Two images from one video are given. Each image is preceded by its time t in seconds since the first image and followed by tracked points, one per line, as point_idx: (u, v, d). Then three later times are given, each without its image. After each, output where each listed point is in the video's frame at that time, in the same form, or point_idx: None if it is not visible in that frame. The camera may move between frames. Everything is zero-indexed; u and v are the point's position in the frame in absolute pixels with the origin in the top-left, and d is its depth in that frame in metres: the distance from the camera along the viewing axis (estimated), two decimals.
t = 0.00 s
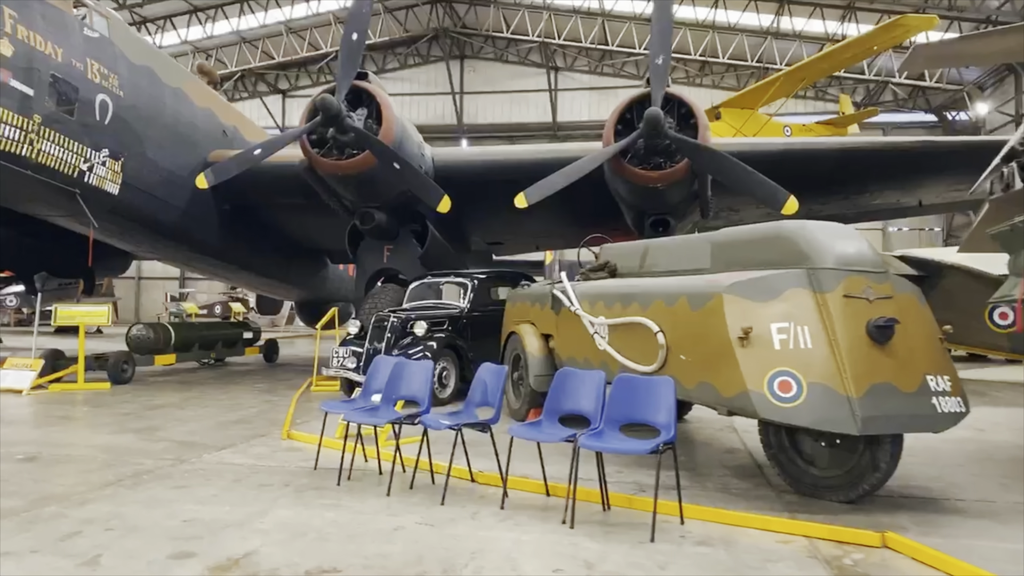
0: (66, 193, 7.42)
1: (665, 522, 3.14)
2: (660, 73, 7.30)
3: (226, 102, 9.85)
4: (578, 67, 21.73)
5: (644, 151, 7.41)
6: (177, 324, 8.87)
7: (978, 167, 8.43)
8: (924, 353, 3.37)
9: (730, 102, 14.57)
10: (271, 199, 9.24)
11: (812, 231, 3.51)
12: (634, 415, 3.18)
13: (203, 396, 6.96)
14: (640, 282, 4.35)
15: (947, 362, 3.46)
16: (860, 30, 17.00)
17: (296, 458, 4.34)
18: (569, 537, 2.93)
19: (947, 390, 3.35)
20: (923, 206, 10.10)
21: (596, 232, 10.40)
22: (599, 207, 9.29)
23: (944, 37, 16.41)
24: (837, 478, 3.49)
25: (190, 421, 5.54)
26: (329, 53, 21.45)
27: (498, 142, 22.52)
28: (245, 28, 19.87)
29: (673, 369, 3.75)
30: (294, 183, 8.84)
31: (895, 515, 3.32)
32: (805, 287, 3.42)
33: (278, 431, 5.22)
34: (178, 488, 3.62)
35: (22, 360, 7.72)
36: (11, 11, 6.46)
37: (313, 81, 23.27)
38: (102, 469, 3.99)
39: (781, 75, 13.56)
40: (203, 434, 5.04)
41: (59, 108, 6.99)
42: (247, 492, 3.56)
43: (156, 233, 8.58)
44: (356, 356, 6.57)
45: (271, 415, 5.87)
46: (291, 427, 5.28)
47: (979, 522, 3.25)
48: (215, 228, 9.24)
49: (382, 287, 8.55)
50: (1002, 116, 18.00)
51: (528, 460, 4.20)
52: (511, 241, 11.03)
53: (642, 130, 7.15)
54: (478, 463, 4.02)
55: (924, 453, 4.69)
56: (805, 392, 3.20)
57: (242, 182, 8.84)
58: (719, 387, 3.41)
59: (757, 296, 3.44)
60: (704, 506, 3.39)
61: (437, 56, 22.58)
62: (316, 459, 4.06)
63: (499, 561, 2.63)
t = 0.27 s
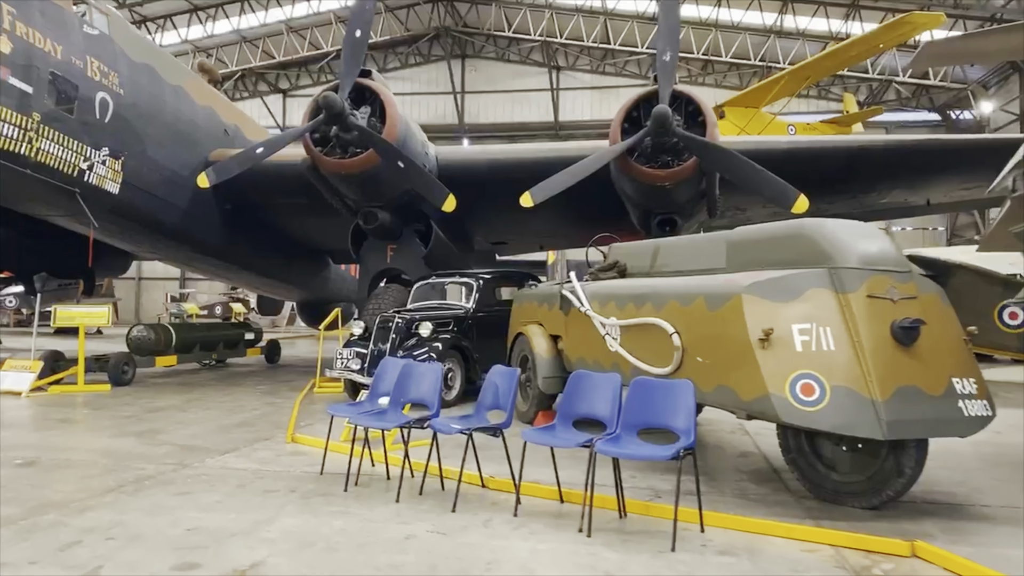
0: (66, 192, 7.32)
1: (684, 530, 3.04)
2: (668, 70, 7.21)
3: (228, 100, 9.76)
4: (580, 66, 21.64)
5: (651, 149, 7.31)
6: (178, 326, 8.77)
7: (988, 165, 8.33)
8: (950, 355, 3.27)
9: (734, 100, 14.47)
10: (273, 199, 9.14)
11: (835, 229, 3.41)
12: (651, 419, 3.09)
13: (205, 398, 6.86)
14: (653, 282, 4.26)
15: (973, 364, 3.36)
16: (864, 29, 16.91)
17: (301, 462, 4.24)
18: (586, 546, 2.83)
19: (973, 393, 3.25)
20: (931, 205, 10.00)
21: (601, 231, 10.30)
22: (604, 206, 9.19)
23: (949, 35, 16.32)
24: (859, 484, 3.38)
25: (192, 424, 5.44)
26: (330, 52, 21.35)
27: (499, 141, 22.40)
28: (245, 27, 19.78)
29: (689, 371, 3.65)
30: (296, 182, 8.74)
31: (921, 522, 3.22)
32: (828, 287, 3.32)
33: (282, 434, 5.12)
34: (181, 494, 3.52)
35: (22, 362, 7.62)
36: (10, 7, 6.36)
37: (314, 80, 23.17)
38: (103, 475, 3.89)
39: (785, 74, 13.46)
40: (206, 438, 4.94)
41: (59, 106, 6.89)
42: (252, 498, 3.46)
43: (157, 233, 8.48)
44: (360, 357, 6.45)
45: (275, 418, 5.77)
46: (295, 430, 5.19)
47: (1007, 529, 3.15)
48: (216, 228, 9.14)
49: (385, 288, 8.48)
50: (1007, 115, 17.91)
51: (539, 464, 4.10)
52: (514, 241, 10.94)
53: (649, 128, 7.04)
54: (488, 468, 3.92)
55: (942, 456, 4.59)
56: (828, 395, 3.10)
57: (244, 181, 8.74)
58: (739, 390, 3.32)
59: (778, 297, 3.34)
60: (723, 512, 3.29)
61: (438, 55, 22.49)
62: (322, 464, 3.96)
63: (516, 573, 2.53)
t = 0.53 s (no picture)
0: (64, 192, 7.21)
1: (705, 539, 2.93)
2: (675, 67, 7.12)
3: (228, 99, 9.66)
4: (582, 65, 21.53)
5: (659, 147, 7.21)
6: (178, 327, 8.67)
7: (999, 163, 8.22)
8: (977, 357, 3.17)
9: (738, 99, 14.36)
10: (275, 199, 9.04)
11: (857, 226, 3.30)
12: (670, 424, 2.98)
13: (206, 401, 6.75)
14: (666, 282, 4.15)
15: (1000, 366, 3.25)
16: (868, 27, 16.81)
17: (306, 468, 4.13)
18: (604, 557, 2.72)
19: (1002, 396, 3.14)
20: (939, 204, 9.89)
21: (606, 230, 10.18)
22: (610, 205, 9.08)
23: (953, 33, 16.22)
24: (883, 490, 3.28)
25: (194, 428, 5.33)
26: (330, 51, 21.24)
27: (500, 141, 22.28)
28: (245, 26, 19.68)
29: (706, 374, 3.55)
30: (298, 181, 8.63)
31: (949, 530, 3.11)
32: (850, 286, 3.21)
33: (285, 438, 5.01)
34: (182, 502, 3.41)
35: (20, 364, 7.50)
36: (7, 3, 6.24)
37: (314, 80, 23.06)
38: (102, 481, 3.78)
39: (790, 72, 13.35)
40: (207, 442, 4.83)
41: (57, 104, 6.78)
42: (256, 506, 3.35)
43: (157, 233, 8.37)
44: (364, 359, 6.35)
45: (277, 421, 5.66)
46: (299, 433, 5.08)
47: None
48: (217, 228, 9.03)
49: (388, 288, 8.42)
50: (1011, 113, 17.81)
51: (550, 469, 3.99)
52: (518, 241, 10.85)
53: (657, 126, 6.94)
54: (498, 473, 3.81)
55: (962, 460, 4.48)
56: (853, 399, 3.00)
57: (245, 180, 8.63)
58: (759, 394, 3.21)
59: (799, 297, 3.24)
60: (744, 520, 3.19)
61: (439, 54, 22.39)
62: (327, 470, 3.85)
63: None
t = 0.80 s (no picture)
0: (63, 192, 7.10)
1: (727, 550, 2.83)
2: (683, 63, 7.01)
3: (229, 98, 9.56)
4: (584, 65, 21.43)
5: (667, 146, 7.12)
6: (179, 328, 8.56)
7: (1010, 163, 8.11)
8: (1006, 360, 3.06)
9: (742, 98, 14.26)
10: (277, 199, 8.93)
11: (880, 225, 3.20)
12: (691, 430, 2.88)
13: (207, 404, 6.64)
14: (680, 283, 4.05)
15: None
16: (872, 26, 16.72)
17: (311, 474, 4.02)
18: (625, 569, 2.61)
19: None
20: (948, 203, 9.78)
21: (610, 230, 10.08)
22: (615, 205, 8.98)
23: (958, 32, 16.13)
24: (908, 497, 3.17)
25: (195, 432, 5.22)
26: (330, 52, 21.14)
27: (502, 141, 22.18)
28: (245, 25, 19.58)
29: (724, 377, 3.45)
30: (299, 181, 8.52)
31: (978, 539, 3.00)
32: (875, 287, 3.10)
33: (288, 442, 4.90)
34: (184, 510, 3.30)
35: (18, 366, 7.39)
36: None
37: (314, 80, 22.95)
38: (101, 488, 3.67)
39: (794, 71, 13.25)
40: (209, 447, 4.72)
41: (56, 103, 6.67)
42: (261, 514, 3.24)
43: (157, 234, 8.26)
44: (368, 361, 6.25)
45: (280, 424, 5.56)
46: (302, 438, 4.97)
47: None
48: (218, 228, 8.92)
49: (391, 289, 8.26)
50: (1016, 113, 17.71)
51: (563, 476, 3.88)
52: (521, 241, 10.73)
53: (664, 124, 6.84)
54: (509, 480, 3.70)
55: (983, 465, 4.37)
56: (879, 404, 2.89)
57: (246, 180, 8.52)
58: (780, 397, 3.11)
59: (821, 298, 3.13)
60: (767, 529, 3.09)
61: (440, 54, 22.29)
62: (333, 476, 3.75)
63: None
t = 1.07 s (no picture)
0: (61, 190, 6.99)
1: (752, 559, 2.72)
2: (691, 59, 6.91)
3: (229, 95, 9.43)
4: (585, 63, 21.32)
5: (675, 142, 7.01)
6: (179, 329, 8.45)
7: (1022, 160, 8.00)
8: None
9: (746, 96, 14.15)
10: (278, 197, 8.82)
11: (908, 220, 3.08)
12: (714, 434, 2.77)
13: (208, 405, 6.53)
14: (696, 281, 3.94)
15: None
16: (877, 24, 16.62)
17: (315, 478, 3.90)
18: None
19: None
20: (957, 201, 9.67)
21: (615, 228, 9.96)
22: (621, 203, 8.87)
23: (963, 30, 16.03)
24: (937, 503, 3.05)
25: (196, 434, 5.11)
26: (331, 50, 21.03)
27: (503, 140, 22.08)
28: (245, 23, 19.46)
29: (744, 378, 3.34)
30: (301, 179, 8.41)
31: (1011, 546, 2.89)
32: (903, 285, 2.99)
33: (291, 445, 4.79)
34: (186, 516, 3.18)
35: (15, 367, 7.27)
36: None
37: (315, 78, 22.84)
38: (100, 493, 3.55)
39: (799, 68, 13.14)
40: (211, 450, 4.61)
41: (54, 99, 6.55)
42: (265, 520, 3.13)
43: (157, 232, 8.14)
44: (372, 361, 6.14)
45: (283, 426, 5.44)
46: (306, 441, 4.86)
47: None
48: (218, 227, 8.81)
49: (394, 288, 8.14)
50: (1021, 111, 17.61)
51: (575, 480, 3.77)
52: (525, 240, 10.62)
53: (672, 120, 6.74)
54: (520, 485, 3.59)
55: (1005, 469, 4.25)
56: (909, 406, 2.78)
57: (247, 177, 8.41)
58: (805, 399, 2.99)
59: (847, 296, 3.02)
60: (792, 537, 2.98)
61: (441, 52, 22.18)
62: (339, 481, 3.64)
63: None
